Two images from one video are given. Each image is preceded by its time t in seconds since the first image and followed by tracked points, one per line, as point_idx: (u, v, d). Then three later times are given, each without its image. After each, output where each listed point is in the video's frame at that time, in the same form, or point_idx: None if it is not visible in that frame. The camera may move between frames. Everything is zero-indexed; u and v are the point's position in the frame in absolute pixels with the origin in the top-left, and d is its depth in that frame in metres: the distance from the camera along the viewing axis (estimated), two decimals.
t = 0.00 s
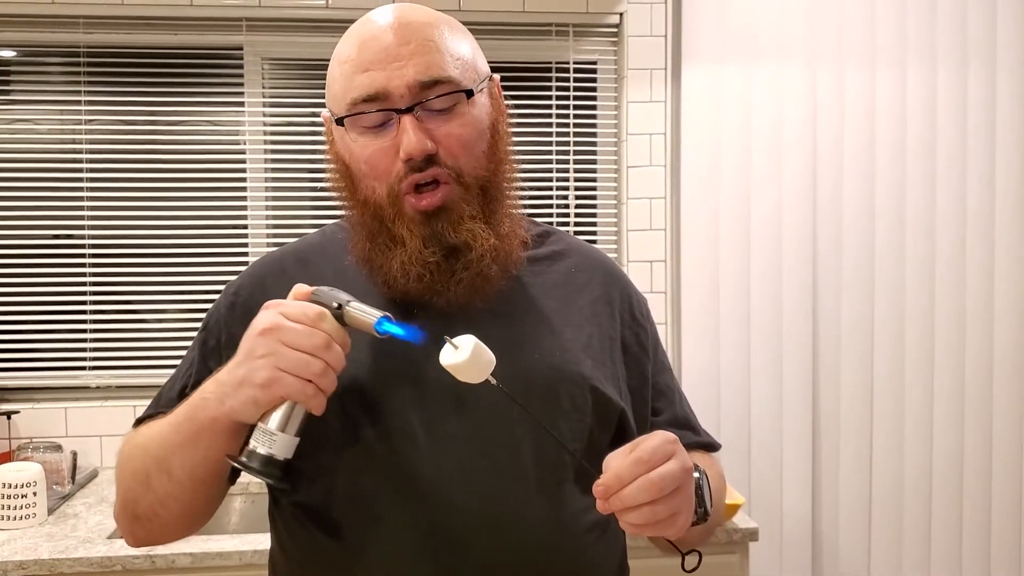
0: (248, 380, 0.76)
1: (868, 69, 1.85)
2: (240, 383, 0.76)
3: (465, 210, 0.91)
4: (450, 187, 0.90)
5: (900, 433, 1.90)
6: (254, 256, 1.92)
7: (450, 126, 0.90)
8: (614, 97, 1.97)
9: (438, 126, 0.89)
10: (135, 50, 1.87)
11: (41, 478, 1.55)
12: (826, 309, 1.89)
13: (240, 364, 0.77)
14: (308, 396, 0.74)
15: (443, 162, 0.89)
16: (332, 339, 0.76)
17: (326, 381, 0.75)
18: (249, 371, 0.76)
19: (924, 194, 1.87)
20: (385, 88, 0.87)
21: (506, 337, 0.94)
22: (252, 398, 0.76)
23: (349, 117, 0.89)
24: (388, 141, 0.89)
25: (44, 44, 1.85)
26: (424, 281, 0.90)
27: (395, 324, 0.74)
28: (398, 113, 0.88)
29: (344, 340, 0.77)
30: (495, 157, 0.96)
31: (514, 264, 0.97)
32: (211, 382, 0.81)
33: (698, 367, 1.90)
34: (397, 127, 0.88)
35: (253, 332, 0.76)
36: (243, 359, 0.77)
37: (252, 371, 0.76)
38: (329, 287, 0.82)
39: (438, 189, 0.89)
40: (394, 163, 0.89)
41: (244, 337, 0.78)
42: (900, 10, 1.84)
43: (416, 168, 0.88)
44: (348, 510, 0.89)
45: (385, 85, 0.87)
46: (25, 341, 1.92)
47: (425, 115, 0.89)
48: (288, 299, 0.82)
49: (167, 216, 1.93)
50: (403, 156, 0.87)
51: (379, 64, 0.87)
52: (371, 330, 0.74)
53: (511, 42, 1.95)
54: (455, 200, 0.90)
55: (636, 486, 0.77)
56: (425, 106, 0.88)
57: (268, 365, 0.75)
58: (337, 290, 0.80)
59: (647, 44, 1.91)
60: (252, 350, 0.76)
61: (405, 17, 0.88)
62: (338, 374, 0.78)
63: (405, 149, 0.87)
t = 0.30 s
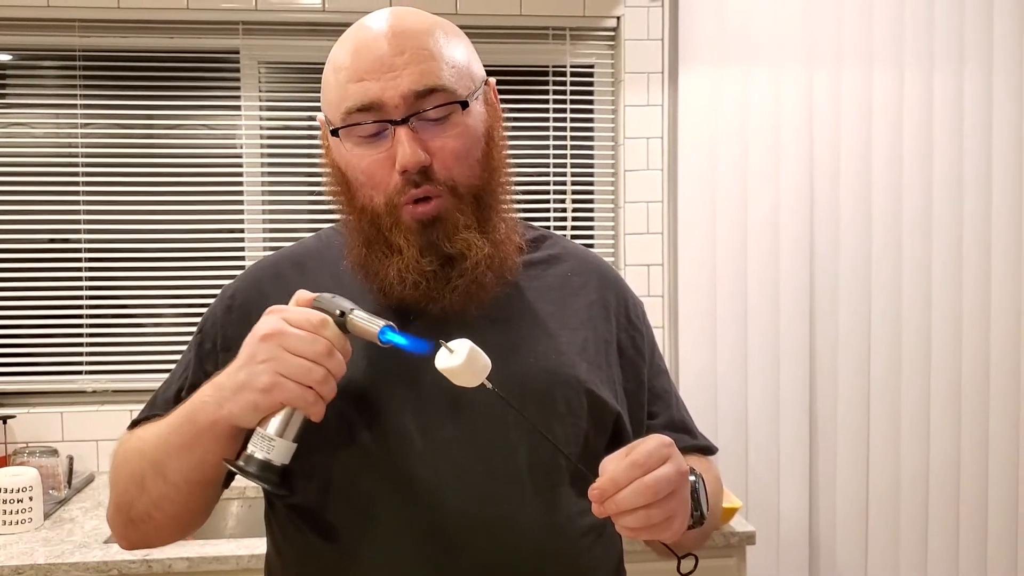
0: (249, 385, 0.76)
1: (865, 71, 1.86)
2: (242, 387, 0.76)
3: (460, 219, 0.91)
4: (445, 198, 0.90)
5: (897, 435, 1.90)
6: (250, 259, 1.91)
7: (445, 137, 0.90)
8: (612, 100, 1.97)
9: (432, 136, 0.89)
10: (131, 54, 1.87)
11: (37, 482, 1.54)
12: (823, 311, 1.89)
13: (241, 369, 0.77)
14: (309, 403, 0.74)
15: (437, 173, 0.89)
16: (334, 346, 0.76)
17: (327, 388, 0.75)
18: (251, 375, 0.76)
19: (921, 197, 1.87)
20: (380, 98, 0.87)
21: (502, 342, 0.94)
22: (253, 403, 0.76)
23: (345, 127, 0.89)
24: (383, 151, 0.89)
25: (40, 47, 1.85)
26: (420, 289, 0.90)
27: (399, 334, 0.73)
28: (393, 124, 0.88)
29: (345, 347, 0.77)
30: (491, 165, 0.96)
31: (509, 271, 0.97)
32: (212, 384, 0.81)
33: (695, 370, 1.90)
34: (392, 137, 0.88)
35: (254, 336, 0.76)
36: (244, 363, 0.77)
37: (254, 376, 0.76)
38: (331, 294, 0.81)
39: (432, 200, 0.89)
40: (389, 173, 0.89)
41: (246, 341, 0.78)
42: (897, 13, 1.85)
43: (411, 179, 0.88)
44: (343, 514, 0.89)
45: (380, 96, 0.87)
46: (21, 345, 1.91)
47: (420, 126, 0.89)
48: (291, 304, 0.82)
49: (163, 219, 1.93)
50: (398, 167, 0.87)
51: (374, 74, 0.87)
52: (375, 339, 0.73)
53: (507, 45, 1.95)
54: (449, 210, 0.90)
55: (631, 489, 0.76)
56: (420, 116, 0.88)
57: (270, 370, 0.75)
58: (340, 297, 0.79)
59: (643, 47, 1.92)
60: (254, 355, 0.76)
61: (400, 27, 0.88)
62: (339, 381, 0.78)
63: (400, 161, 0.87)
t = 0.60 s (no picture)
0: (249, 385, 0.76)
1: (861, 77, 1.86)
2: (241, 387, 0.76)
3: (456, 227, 0.91)
4: (441, 206, 0.90)
5: (892, 441, 1.90)
6: (247, 265, 1.92)
7: (440, 146, 0.90)
8: (608, 106, 1.97)
9: (427, 145, 0.89)
10: (128, 59, 1.87)
11: (32, 489, 1.53)
12: (819, 317, 1.89)
13: (241, 368, 0.77)
14: (310, 403, 0.74)
15: (433, 182, 0.89)
16: (336, 346, 0.76)
17: (328, 388, 0.75)
18: (252, 375, 0.76)
19: (917, 202, 1.87)
20: (374, 107, 0.87)
21: (498, 348, 0.94)
22: (253, 402, 0.75)
23: (339, 137, 0.89)
24: (379, 160, 0.89)
25: (38, 53, 1.85)
26: (417, 297, 0.90)
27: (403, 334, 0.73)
28: (388, 133, 0.88)
29: (347, 348, 0.77)
30: (486, 172, 0.96)
31: (506, 278, 0.97)
32: (211, 385, 0.81)
33: (691, 376, 1.90)
34: (387, 146, 0.88)
35: (256, 336, 0.76)
36: (245, 363, 0.76)
37: (254, 376, 0.75)
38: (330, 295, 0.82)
39: (428, 208, 0.89)
40: (385, 182, 0.89)
41: (246, 342, 0.78)
42: (891, 20, 1.85)
43: (407, 188, 0.88)
44: (339, 519, 0.89)
45: (375, 105, 0.87)
46: (17, 351, 1.91)
47: (415, 135, 0.89)
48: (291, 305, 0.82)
49: (160, 225, 1.93)
50: (394, 177, 0.87)
51: (368, 83, 0.87)
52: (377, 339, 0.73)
53: (504, 51, 1.96)
54: (446, 218, 0.90)
55: (626, 492, 0.77)
56: (415, 125, 0.88)
57: (270, 370, 0.75)
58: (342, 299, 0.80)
59: (639, 54, 1.92)
60: (255, 354, 0.76)
61: (394, 35, 0.88)
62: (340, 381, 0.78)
63: (396, 170, 0.87)
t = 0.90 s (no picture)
0: (243, 384, 0.75)
1: (857, 78, 1.87)
2: (235, 386, 0.76)
3: (454, 228, 0.90)
4: (440, 206, 0.90)
5: (888, 441, 1.91)
6: (243, 265, 1.91)
7: (438, 146, 0.90)
8: (604, 107, 1.98)
9: (425, 146, 0.89)
10: (124, 59, 1.87)
11: (27, 489, 1.52)
12: (815, 318, 1.90)
13: (235, 367, 0.76)
14: (304, 402, 0.74)
15: (431, 183, 0.89)
16: (330, 345, 0.75)
17: (323, 387, 0.75)
18: (246, 374, 0.75)
19: (912, 204, 1.88)
20: (372, 108, 0.87)
21: (495, 350, 0.94)
22: (246, 402, 0.75)
23: (337, 138, 0.89)
24: (376, 160, 0.89)
25: (33, 53, 1.85)
26: (414, 298, 0.90)
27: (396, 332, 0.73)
28: (386, 134, 0.88)
29: (341, 347, 0.77)
30: (484, 173, 0.96)
31: (503, 279, 0.97)
32: (205, 386, 0.80)
33: (688, 376, 1.91)
34: (385, 147, 0.88)
35: (249, 336, 0.76)
36: (239, 362, 0.76)
37: (248, 375, 0.75)
38: (326, 295, 0.82)
39: (426, 209, 0.89)
40: (382, 183, 0.89)
41: (240, 341, 0.78)
42: (887, 22, 1.86)
43: (405, 189, 0.88)
44: (336, 519, 0.88)
45: (373, 105, 0.87)
46: (12, 351, 1.91)
47: (413, 135, 0.89)
48: (285, 305, 0.82)
49: (155, 225, 1.92)
50: (392, 177, 0.87)
51: (366, 84, 0.87)
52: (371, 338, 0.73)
53: (501, 52, 1.96)
54: (444, 219, 0.90)
55: (621, 489, 0.77)
56: (413, 126, 0.88)
57: (265, 369, 0.74)
58: (335, 298, 0.80)
59: (636, 54, 1.92)
60: (248, 353, 0.75)
61: (392, 35, 0.88)
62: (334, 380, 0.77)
63: (394, 171, 0.87)
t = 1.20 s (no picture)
0: (239, 379, 0.75)
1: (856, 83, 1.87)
2: (231, 382, 0.76)
3: (454, 232, 0.91)
4: (439, 210, 0.90)
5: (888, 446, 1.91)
6: (243, 269, 1.92)
7: (439, 151, 0.90)
8: (603, 111, 1.98)
9: (426, 150, 0.90)
10: (125, 65, 1.87)
11: (27, 493, 1.53)
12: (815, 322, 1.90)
13: (231, 363, 0.76)
14: (299, 396, 0.74)
15: (432, 187, 0.89)
16: (324, 340, 0.76)
17: (318, 381, 0.75)
18: (241, 369, 0.75)
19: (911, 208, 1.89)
20: (372, 113, 0.87)
21: (494, 354, 0.95)
22: (242, 397, 0.75)
23: (337, 142, 0.90)
24: (376, 165, 0.89)
25: (34, 58, 1.85)
26: (413, 302, 0.90)
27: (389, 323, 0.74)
28: (386, 139, 0.88)
29: (336, 342, 0.77)
30: (484, 178, 0.97)
31: (502, 283, 0.98)
32: (203, 384, 0.81)
33: (688, 381, 1.91)
34: (385, 152, 0.89)
35: (245, 331, 0.76)
36: (234, 358, 0.76)
37: (243, 370, 0.75)
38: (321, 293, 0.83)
39: (426, 213, 0.89)
40: (382, 187, 0.89)
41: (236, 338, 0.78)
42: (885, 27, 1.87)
43: (404, 193, 0.88)
44: (334, 522, 0.89)
45: (373, 110, 0.87)
46: (14, 355, 1.91)
47: (414, 140, 0.89)
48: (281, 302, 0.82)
49: (156, 230, 1.93)
50: (391, 182, 0.87)
51: (366, 89, 0.87)
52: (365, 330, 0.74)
53: (500, 57, 1.96)
54: (443, 223, 0.90)
55: (621, 489, 0.77)
56: (414, 130, 0.89)
57: (259, 363, 0.74)
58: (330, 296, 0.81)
59: (635, 58, 1.93)
60: (244, 349, 0.75)
61: (392, 41, 0.88)
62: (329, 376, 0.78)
63: (394, 176, 0.87)
